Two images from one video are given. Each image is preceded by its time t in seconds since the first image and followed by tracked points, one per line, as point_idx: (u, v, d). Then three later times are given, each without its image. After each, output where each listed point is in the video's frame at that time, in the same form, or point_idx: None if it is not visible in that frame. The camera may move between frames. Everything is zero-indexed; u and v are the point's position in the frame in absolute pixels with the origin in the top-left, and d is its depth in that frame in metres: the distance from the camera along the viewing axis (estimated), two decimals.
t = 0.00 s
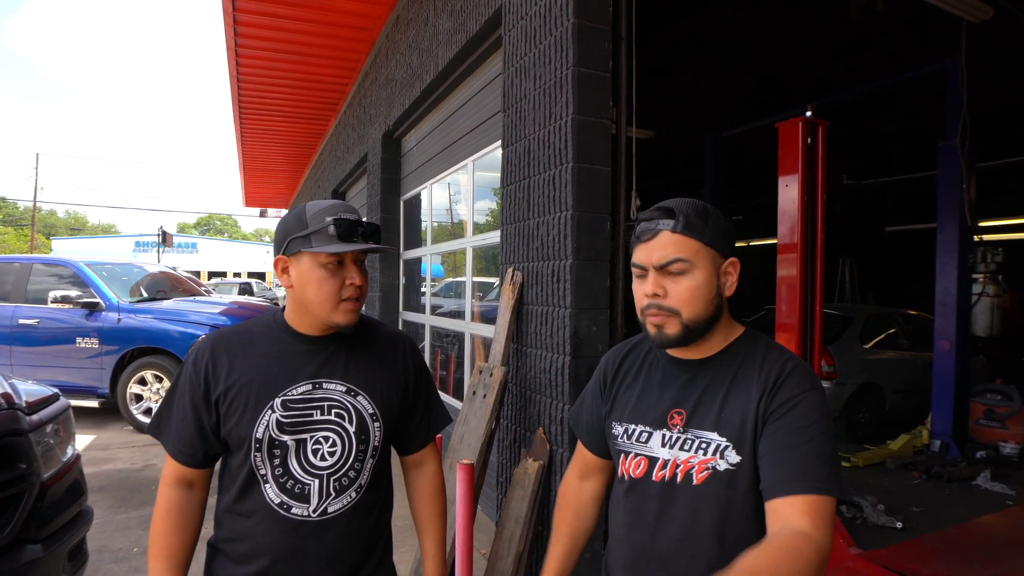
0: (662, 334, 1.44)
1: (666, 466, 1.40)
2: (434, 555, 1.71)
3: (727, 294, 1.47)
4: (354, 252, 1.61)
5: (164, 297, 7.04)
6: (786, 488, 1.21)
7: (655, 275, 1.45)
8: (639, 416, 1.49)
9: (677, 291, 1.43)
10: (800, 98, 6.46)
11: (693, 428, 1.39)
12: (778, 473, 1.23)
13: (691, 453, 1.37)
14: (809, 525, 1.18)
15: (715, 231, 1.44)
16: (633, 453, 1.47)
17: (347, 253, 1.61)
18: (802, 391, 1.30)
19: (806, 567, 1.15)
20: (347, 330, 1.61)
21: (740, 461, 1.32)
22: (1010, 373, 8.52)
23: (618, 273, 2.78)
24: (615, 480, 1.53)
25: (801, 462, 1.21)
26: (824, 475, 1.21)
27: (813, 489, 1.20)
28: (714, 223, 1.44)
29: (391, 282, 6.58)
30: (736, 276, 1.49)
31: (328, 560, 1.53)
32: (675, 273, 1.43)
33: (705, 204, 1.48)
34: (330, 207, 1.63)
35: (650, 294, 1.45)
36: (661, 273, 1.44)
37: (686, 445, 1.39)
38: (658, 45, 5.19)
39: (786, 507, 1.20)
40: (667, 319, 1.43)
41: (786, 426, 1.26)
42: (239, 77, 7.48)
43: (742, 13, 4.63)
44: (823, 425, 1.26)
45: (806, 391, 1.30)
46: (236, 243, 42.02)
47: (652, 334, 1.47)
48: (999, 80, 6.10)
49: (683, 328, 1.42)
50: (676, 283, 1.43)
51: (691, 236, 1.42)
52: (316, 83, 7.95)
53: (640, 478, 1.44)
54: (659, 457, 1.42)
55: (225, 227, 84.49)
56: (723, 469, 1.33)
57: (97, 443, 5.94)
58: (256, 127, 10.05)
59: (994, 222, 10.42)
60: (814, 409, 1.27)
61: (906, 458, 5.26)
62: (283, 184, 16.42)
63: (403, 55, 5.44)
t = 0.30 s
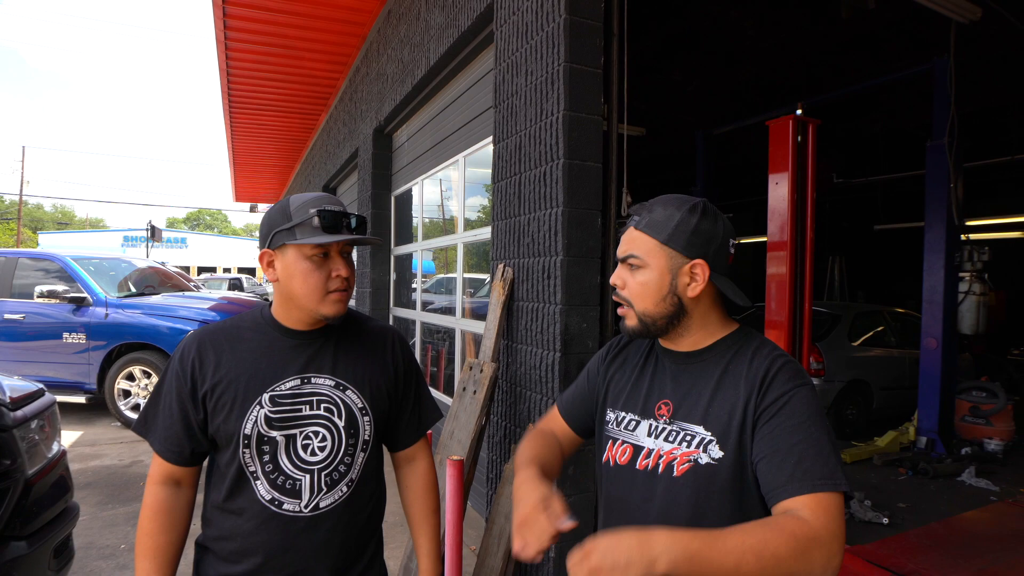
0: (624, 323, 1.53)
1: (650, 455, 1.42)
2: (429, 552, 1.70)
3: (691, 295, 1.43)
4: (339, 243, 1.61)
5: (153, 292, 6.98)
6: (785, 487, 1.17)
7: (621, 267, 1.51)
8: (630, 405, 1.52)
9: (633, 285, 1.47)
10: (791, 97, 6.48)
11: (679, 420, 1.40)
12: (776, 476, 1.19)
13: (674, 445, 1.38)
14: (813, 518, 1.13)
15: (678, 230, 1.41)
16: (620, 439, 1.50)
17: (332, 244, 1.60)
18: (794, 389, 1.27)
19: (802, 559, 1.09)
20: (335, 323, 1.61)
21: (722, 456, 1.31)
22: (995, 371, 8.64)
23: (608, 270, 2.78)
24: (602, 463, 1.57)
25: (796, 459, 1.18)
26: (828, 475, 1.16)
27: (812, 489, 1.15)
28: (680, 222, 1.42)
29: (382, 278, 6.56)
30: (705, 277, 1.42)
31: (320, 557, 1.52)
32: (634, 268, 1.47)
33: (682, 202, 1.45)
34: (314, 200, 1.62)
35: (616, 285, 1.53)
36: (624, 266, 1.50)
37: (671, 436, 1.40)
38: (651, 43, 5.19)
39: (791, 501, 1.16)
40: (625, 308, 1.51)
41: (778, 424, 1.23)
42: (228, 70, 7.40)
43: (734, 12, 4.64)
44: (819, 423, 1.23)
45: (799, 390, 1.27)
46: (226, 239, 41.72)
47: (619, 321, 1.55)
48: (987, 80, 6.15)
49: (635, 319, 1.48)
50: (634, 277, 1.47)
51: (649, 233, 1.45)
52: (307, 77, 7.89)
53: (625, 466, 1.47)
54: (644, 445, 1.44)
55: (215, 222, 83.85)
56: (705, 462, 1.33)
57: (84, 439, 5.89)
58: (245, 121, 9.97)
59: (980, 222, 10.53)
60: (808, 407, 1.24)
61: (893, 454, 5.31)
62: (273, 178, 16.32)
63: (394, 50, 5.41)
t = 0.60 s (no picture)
0: (620, 319, 1.51)
1: (643, 451, 1.42)
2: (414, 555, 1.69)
3: (686, 287, 1.43)
4: (330, 235, 1.61)
5: (150, 290, 6.97)
6: (782, 512, 1.22)
7: (616, 263, 1.51)
8: (626, 400, 1.52)
9: (630, 278, 1.47)
10: (790, 95, 6.48)
11: (673, 417, 1.40)
12: (775, 492, 1.23)
13: (666, 441, 1.37)
14: (801, 552, 1.22)
15: (673, 222, 1.43)
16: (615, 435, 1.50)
17: (323, 237, 1.60)
18: (794, 402, 1.26)
19: None
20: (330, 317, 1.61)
21: (714, 457, 1.31)
22: (991, 370, 8.67)
23: (605, 267, 2.78)
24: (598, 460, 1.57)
25: (796, 478, 1.21)
26: (833, 485, 1.21)
27: (812, 504, 1.21)
28: (673, 215, 1.43)
29: (379, 276, 6.55)
30: (700, 268, 1.43)
31: (316, 555, 1.52)
32: (630, 262, 1.47)
33: (675, 196, 1.47)
34: (304, 194, 1.62)
35: (611, 281, 1.52)
36: (620, 261, 1.50)
37: (665, 433, 1.39)
38: (649, 41, 5.19)
39: (781, 537, 1.23)
40: (622, 303, 1.50)
41: (777, 438, 1.24)
42: (226, 67, 7.38)
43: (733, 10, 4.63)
44: (817, 433, 1.24)
45: (799, 401, 1.26)
46: (225, 236, 41.67)
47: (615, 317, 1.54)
48: (985, 78, 6.15)
49: (633, 313, 1.47)
50: (630, 271, 1.47)
51: (644, 226, 1.45)
52: (305, 74, 7.87)
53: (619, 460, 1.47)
54: (638, 441, 1.44)
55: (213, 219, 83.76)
56: (696, 460, 1.33)
57: (82, 436, 5.88)
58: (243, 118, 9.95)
59: (978, 221, 10.54)
60: (808, 419, 1.25)
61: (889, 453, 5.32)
62: (272, 176, 16.30)
63: (392, 47, 5.40)
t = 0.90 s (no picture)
0: (619, 314, 1.51)
1: (642, 451, 1.42)
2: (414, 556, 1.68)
3: (689, 281, 1.43)
4: (302, 228, 1.62)
5: (150, 286, 6.97)
6: (818, 513, 1.22)
7: (617, 258, 1.51)
8: (621, 398, 1.52)
9: (632, 274, 1.46)
10: (790, 93, 6.47)
11: (674, 417, 1.39)
12: (813, 493, 1.22)
13: (668, 442, 1.38)
14: (849, 547, 1.22)
15: (674, 217, 1.43)
16: (613, 433, 1.51)
17: (296, 230, 1.62)
18: (808, 401, 1.27)
19: None
20: (302, 311, 1.59)
21: (719, 457, 1.31)
22: (990, 368, 8.67)
23: (604, 264, 2.78)
24: (592, 458, 1.57)
25: (821, 476, 1.22)
26: (856, 478, 1.23)
27: (842, 500, 1.22)
28: (675, 210, 1.43)
29: (378, 273, 6.55)
30: (703, 263, 1.43)
31: (311, 549, 1.52)
32: (632, 257, 1.47)
33: (677, 191, 1.47)
34: (284, 189, 1.65)
35: (612, 276, 1.52)
36: (621, 256, 1.49)
37: (667, 433, 1.39)
38: (649, 38, 5.18)
39: (824, 535, 1.24)
40: (621, 298, 1.50)
41: (801, 439, 1.24)
42: (225, 63, 7.37)
43: (733, 7, 4.62)
44: (836, 428, 1.26)
45: (812, 399, 1.27)
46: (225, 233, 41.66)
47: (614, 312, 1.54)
48: (986, 76, 6.14)
49: (635, 308, 1.47)
50: (632, 267, 1.47)
51: (646, 222, 1.45)
52: (305, 70, 7.85)
53: (616, 460, 1.48)
54: (636, 441, 1.44)
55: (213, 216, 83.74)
56: (701, 462, 1.32)
57: (81, 431, 5.88)
58: (243, 115, 9.93)
59: (979, 220, 10.53)
60: (824, 417, 1.25)
61: (889, 451, 5.32)
62: (272, 172, 16.28)
63: (391, 43, 5.39)
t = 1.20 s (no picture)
0: (618, 315, 1.52)
1: (646, 451, 1.41)
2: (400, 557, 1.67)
3: (686, 282, 1.43)
4: (293, 227, 1.62)
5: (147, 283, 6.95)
6: (791, 509, 1.24)
7: (614, 259, 1.51)
8: (619, 398, 1.52)
9: (629, 275, 1.47)
10: (789, 91, 6.46)
11: (678, 416, 1.39)
12: (792, 490, 1.24)
13: (672, 441, 1.37)
14: (813, 544, 1.23)
15: (670, 217, 1.42)
16: (614, 435, 1.49)
17: (287, 229, 1.62)
18: (806, 398, 1.27)
19: None
20: (291, 311, 1.60)
21: (724, 454, 1.30)
22: (987, 367, 8.69)
23: (601, 263, 2.78)
24: (592, 461, 1.55)
25: (809, 473, 1.23)
26: (843, 478, 1.23)
27: (822, 499, 1.23)
28: (671, 210, 1.43)
29: (376, 271, 6.53)
30: (700, 263, 1.42)
31: (303, 547, 1.52)
32: (628, 258, 1.47)
33: (672, 191, 1.46)
34: (278, 186, 1.64)
35: (609, 277, 1.53)
36: (618, 257, 1.50)
37: (670, 432, 1.39)
38: (648, 35, 5.16)
39: (792, 531, 1.25)
40: (619, 298, 1.51)
41: (795, 439, 1.24)
42: (222, 60, 7.34)
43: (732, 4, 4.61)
44: (827, 428, 1.26)
45: (809, 398, 1.27)
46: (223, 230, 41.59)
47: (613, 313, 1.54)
48: (985, 74, 6.13)
49: (633, 309, 1.47)
50: (628, 268, 1.47)
51: (641, 223, 1.45)
52: (303, 68, 7.83)
53: (619, 462, 1.46)
54: (641, 441, 1.43)
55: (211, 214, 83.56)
56: (705, 459, 1.32)
57: (77, 429, 5.87)
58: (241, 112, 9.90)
59: (977, 218, 10.54)
60: (818, 417, 1.26)
61: (885, 449, 5.33)
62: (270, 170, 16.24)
63: (389, 40, 5.37)
